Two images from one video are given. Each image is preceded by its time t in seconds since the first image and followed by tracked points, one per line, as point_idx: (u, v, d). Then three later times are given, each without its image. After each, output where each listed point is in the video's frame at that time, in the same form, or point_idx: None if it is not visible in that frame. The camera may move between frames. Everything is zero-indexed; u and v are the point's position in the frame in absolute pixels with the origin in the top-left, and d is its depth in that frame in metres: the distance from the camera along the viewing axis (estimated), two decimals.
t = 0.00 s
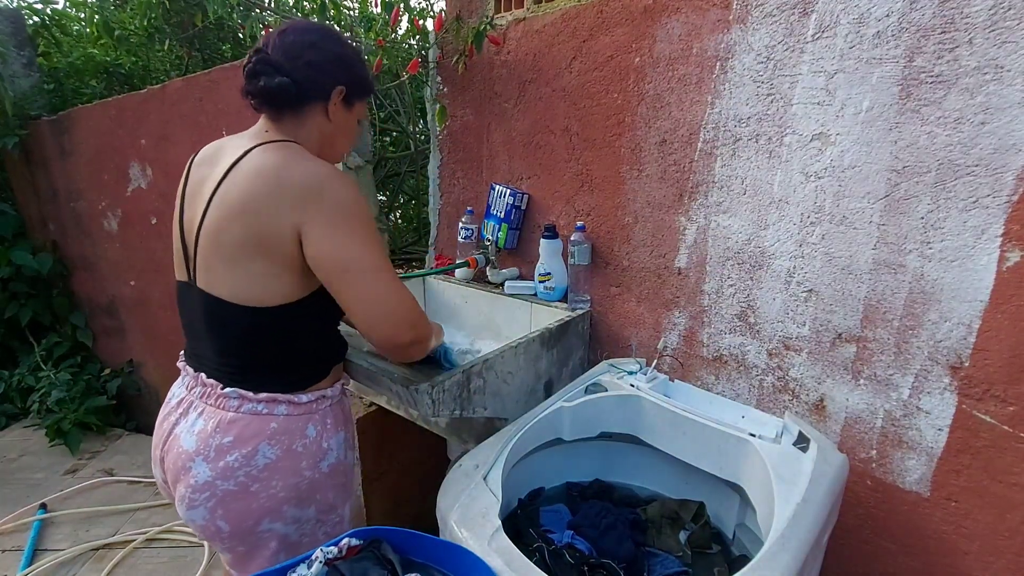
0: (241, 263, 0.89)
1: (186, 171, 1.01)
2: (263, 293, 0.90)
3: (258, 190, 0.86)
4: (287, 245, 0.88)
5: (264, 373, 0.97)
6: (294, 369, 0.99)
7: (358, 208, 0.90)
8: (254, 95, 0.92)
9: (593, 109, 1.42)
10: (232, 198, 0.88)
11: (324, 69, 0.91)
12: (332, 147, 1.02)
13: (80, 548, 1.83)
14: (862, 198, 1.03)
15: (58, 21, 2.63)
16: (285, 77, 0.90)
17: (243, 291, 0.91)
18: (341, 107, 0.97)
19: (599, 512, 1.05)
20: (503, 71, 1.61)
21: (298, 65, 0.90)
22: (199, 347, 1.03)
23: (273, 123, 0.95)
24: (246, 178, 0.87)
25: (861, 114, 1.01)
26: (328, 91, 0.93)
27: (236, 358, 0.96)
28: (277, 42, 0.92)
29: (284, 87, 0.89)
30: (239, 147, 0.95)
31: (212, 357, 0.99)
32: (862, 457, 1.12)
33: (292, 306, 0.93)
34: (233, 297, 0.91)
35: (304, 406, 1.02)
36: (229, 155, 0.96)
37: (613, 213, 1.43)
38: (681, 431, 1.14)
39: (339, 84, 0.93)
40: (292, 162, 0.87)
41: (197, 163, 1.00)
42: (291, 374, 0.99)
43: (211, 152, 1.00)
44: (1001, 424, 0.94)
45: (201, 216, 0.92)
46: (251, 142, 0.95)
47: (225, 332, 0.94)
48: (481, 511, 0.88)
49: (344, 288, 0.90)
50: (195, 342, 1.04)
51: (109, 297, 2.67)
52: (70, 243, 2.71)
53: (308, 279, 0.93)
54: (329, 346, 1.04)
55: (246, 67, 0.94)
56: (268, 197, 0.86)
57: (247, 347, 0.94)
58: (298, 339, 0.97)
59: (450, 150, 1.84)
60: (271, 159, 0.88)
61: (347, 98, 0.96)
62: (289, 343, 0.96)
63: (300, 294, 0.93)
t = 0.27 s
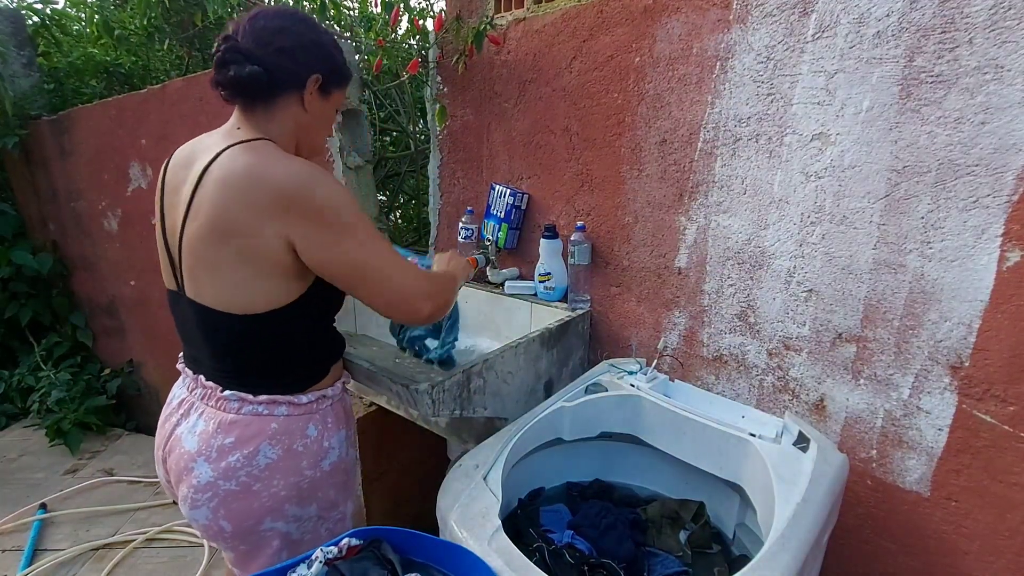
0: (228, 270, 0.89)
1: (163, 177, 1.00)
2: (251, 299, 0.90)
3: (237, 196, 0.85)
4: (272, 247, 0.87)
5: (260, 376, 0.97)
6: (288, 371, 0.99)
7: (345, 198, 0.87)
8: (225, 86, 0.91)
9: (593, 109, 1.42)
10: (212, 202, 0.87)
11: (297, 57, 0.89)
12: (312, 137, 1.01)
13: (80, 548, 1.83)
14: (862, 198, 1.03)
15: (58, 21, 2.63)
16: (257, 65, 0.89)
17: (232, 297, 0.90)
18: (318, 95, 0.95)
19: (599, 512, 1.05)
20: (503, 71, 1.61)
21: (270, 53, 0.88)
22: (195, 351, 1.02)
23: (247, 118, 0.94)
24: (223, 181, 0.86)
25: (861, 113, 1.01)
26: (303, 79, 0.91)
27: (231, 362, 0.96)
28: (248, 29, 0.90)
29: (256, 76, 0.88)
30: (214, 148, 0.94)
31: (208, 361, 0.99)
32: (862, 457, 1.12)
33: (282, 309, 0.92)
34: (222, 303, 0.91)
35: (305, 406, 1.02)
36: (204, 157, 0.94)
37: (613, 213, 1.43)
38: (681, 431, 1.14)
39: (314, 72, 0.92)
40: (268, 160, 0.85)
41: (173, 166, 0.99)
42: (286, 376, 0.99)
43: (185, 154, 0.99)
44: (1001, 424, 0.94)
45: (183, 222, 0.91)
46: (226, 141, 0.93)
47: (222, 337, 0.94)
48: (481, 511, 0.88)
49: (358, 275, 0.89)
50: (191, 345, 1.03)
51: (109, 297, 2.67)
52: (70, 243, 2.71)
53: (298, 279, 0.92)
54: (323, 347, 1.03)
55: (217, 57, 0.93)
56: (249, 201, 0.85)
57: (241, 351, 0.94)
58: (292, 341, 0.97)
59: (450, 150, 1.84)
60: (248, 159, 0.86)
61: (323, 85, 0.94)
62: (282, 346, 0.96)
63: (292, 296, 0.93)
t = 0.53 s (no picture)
0: (230, 275, 0.89)
1: (153, 182, 1.00)
2: (255, 302, 0.91)
3: (235, 199, 0.85)
4: (279, 245, 0.87)
5: (262, 377, 0.97)
6: (289, 371, 0.99)
7: (347, 186, 0.87)
8: (204, 88, 0.91)
9: (593, 109, 1.42)
10: (209, 207, 0.86)
11: (271, 49, 0.88)
12: (299, 124, 1.01)
13: (80, 548, 1.83)
14: (862, 198, 1.03)
15: (58, 21, 2.63)
16: (232, 64, 0.88)
17: (235, 301, 0.90)
18: (298, 81, 0.94)
19: (599, 512, 1.05)
20: (503, 71, 1.61)
21: (242, 48, 0.87)
22: (195, 352, 1.02)
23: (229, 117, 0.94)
24: (219, 184, 0.85)
25: (861, 113, 1.01)
26: (281, 69, 0.90)
27: (232, 364, 0.96)
28: (213, 23, 0.88)
29: (234, 77, 0.88)
30: (202, 150, 0.93)
31: (209, 362, 0.99)
32: (862, 457, 1.12)
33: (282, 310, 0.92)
34: (226, 307, 0.91)
35: (307, 406, 1.02)
36: (192, 160, 0.93)
37: (613, 213, 1.43)
38: (680, 431, 1.14)
39: (291, 59, 0.91)
40: (262, 158, 0.85)
41: (162, 170, 0.99)
42: (287, 376, 0.99)
43: (173, 158, 0.99)
44: (1001, 424, 0.94)
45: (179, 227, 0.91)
46: (213, 144, 0.93)
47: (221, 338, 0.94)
48: (481, 511, 0.88)
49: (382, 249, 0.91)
50: (191, 347, 1.03)
51: (109, 297, 2.67)
52: (70, 243, 2.71)
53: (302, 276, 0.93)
54: (323, 346, 1.03)
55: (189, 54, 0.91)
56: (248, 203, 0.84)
57: (242, 352, 0.94)
58: (293, 341, 0.97)
59: (450, 150, 1.84)
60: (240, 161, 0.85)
61: (302, 70, 0.93)
62: (283, 346, 0.96)
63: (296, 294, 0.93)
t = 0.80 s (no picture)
0: (233, 274, 0.89)
1: (162, 181, 1.00)
2: (258, 302, 0.91)
3: (241, 199, 0.85)
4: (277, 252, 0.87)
5: (265, 377, 0.97)
6: (291, 372, 0.98)
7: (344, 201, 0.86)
8: (222, 89, 0.91)
9: (593, 110, 1.42)
10: (217, 206, 0.87)
11: (291, 52, 0.89)
12: (310, 130, 1.01)
13: (81, 548, 1.83)
14: (862, 199, 1.03)
15: (58, 21, 2.63)
16: (252, 65, 0.88)
17: (237, 300, 0.91)
18: (314, 88, 0.95)
19: (599, 512, 1.05)
20: (503, 71, 1.62)
21: (262, 50, 0.88)
22: (198, 353, 1.02)
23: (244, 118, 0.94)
24: (230, 185, 0.86)
25: (861, 114, 1.01)
26: (298, 74, 0.91)
27: (235, 363, 0.96)
28: (235, 27, 0.89)
29: (253, 76, 0.88)
30: (216, 150, 0.94)
31: (212, 363, 0.99)
32: (862, 457, 1.12)
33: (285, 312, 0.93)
34: (228, 306, 0.91)
35: (311, 407, 1.02)
36: (205, 161, 0.94)
37: (613, 213, 1.43)
38: (680, 431, 1.14)
39: (309, 65, 0.92)
40: (273, 162, 0.86)
41: (173, 169, 0.99)
42: (291, 377, 0.98)
43: (185, 156, 0.99)
44: (1001, 424, 0.94)
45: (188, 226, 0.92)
46: (227, 143, 0.94)
47: (224, 339, 0.94)
48: (482, 511, 0.88)
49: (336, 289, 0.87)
50: (194, 347, 1.03)
51: (109, 297, 2.68)
52: (71, 243, 2.71)
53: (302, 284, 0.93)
54: (327, 347, 1.03)
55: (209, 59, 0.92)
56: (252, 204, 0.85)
57: (244, 352, 0.94)
58: (296, 342, 0.96)
59: (450, 151, 1.84)
60: (252, 162, 0.87)
61: (319, 77, 0.94)
62: (285, 348, 0.96)
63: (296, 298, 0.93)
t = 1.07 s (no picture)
0: (242, 269, 0.90)
1: (176, 178, 1.00)
2: (265, 298, 0.91)
3: (253, 193, 0.86)
4: (280, 249, 0.87)
5: (270, 375, 0.97)
6: (293, 371, 0.98)
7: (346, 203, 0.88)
8: (247, 90, 0.91)
9: (593, 110, 1.42)
10: (229, 200, 0.88)
11: (317, 63, 0.90)
12: (326, 140, 1.02)
13: (81, 548, 1.83)
14: (862, 198, 1.03)
15: (58, 21, 2.63)
16: (278, 70, 0.89)
17: (245, 296, 0.91)
18: (335, 101, 0.96)
19: (599, 512, 1.05)
20: (503, 71, 1.62)
21: (289, 57, 0.89)
22: (201, 351, 1.02)
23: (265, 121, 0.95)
24: (242, 182, 0.87)
25: (861, 114, 1.01)
26: (321, 84, 0.92)
27: (240, 361, 0.96)
28: (268, 34, 0.91)
29: (278, 80, 0.89)
30: (230, 148, 0.94)
31: (215, 360, 0.99)
32: (862, 457, 1.12)
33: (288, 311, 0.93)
34: (236, 302, 0.91)
35: (311, 408, 1.02)
36: (219, 158, 0.95)
37: (613, 213, 1.43)
38: (680, 430, 1.14)
39: (332, 78, 0.93)
40: (285, 159, 0.88)
41: (186, 167, 1.00)
42: (296, 376, 0.99)
43: (199, 153, 1.00)
44: (1001, 424, 0.94)
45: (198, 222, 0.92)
46: (243, 143, 0.94)
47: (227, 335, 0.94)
48: (481, 511, 0.88)
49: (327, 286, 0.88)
50: (197, 346, 1.03)
51: (109, 297, 2.68)
52: (71, 243, 2.71)
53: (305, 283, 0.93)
54: (330, 347, 1.03)
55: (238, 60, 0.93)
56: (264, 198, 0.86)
57: (247, 349, 0.94)
58: (299, 341, 0.97)
59: (450, 151, 1.84)
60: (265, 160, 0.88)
61: (340, 91, 0.95)
62: (289, 346, 0.96)
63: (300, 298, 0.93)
